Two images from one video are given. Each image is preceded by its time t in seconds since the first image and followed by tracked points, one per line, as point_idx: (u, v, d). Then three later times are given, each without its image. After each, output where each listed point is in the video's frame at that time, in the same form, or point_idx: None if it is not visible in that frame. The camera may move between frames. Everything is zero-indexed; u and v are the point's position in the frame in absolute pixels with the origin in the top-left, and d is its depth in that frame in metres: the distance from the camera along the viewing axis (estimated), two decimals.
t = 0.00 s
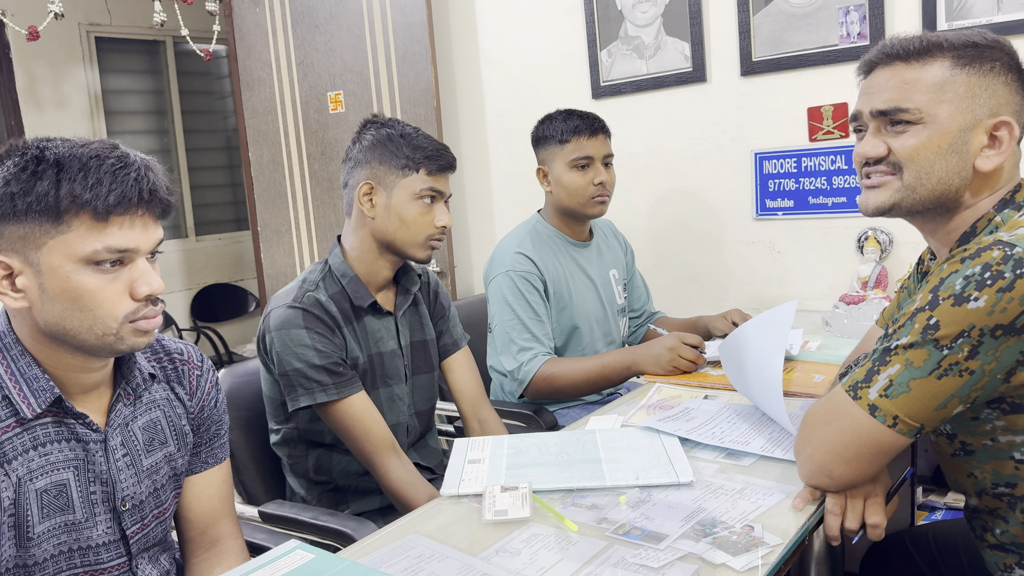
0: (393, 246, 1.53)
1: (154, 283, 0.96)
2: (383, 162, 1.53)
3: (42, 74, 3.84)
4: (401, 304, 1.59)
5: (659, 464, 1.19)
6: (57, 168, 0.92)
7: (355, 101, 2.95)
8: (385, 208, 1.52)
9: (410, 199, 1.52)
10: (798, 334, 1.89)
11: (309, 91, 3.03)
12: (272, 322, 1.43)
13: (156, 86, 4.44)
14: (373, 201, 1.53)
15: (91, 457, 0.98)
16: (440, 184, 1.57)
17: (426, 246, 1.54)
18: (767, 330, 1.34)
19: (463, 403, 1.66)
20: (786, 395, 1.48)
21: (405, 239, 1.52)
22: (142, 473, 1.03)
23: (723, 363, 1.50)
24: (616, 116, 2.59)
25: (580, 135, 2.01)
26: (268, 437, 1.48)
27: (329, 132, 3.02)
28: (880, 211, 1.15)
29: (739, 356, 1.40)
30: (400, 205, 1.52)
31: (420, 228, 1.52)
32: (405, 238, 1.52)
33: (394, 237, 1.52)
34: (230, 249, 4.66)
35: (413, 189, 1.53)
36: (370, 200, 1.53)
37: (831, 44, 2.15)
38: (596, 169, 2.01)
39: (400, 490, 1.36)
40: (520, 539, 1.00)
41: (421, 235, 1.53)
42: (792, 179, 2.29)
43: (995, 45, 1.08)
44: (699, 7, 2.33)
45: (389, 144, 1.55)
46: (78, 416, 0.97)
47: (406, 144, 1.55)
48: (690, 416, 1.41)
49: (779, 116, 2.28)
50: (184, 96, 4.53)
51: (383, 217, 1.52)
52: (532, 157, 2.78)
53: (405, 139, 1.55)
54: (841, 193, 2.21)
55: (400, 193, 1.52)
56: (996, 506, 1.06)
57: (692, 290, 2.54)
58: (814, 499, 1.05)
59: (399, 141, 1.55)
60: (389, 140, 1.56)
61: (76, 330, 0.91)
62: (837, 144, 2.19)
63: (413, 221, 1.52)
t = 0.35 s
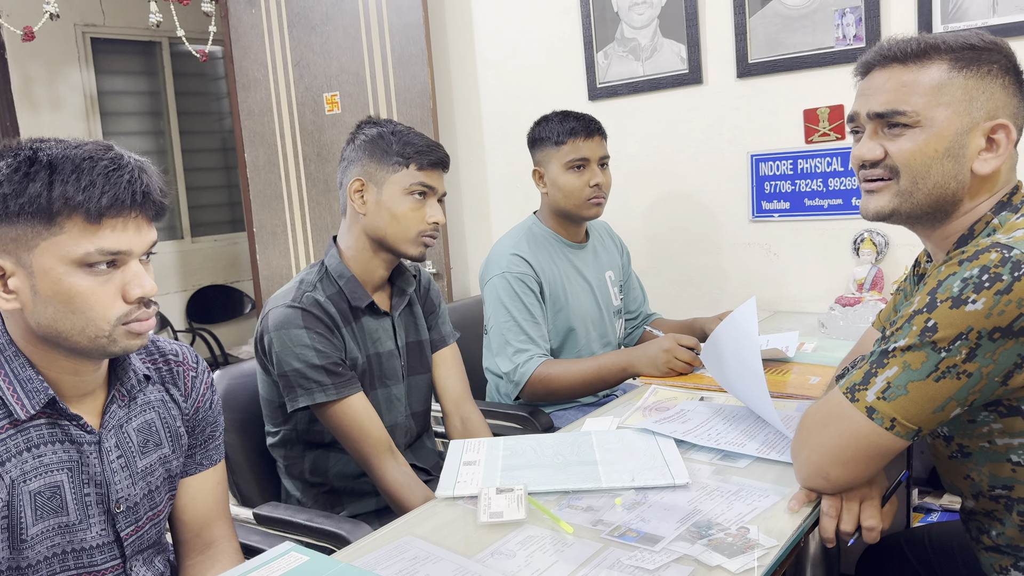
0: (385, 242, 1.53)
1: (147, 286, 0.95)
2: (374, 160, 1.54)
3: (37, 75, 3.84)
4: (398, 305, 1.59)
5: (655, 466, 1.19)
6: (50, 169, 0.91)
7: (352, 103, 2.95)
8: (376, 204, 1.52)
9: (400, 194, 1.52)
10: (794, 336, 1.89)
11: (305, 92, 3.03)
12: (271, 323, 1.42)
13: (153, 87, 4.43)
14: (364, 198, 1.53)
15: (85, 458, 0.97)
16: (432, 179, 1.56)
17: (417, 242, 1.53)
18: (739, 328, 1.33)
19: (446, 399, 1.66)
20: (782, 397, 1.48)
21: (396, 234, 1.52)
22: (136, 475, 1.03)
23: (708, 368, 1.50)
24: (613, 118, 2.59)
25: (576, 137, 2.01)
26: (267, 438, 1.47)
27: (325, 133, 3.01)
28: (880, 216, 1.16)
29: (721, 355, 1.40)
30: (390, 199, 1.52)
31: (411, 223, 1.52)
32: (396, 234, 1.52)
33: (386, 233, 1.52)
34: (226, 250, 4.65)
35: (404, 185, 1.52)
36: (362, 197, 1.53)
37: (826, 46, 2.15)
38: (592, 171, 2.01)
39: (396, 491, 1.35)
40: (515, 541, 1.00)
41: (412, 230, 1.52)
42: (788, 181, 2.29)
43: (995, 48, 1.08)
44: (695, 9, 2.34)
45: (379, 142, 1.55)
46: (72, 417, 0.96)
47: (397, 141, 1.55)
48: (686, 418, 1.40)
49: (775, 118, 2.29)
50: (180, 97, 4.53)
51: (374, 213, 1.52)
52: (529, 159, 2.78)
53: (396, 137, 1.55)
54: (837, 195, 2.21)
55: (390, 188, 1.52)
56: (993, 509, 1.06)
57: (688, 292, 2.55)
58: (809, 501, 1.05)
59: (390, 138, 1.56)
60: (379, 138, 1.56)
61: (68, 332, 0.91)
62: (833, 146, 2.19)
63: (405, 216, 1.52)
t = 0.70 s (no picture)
0: (381, 240, 1.53)
1: (144, 283, 0.95)
2: (370, 159, 1.54)
3: (34, 75, 3.83)
4: (396, 305, 1.59)
5: (653, 465, 1.19)
6: (46, 167, 0.91)
7: (349, 103, 2.95)
8: (372, 203, 1.52)
9: (396, 193, 1.52)
10: (791, 336, 1.89)
11: (303, 92, 3.02)
12: (271, 325, 1.42)
13: (150, 87, 4.42)
14: (360, 196, 1.53)
15: (82, 457, 0.97)
16: (429, 176, 1.56)
17: (414, 241, 1.53)
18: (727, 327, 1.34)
19: (440, 398, 1.65)
20: (780, 396, 1.48)
21: (392, 233, 1.52)
22: (134, 473, 1.03)
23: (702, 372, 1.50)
24: (611, 118, 2.59)
25: (574, 136, 2.01)
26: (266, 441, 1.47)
27: (323, 133, 3.01)
28: (876, 214, 1.16)
29: (713, 356, 1.41)
30: (387, 198, 1.52)
31: (407, 221, 1.52)
32: (392, 232, 1.52)
33: (383, 231, 1.52)
34: (223, 251, 4.65)
35: (400, 183, 1.52)
36: (358, 195, 1.54)
37: (825, 47, 2.15)
38: (590, 170, 2.01)
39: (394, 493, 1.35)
40: (513, 540, 1.00)
41: (409, 228, 1.52)
42: (786, 181, 2.29)
43: (996, 48, 1.08)
44: (693, 9, 2.34)
45: (374, 140, 1.55)
46: (70, 416, 0.96)
47: (392, 139, 1.54)
48: (684, 418, 1.40)
49: (773, 118, 2.29)
50: (177, 96, 4.52)
51: (371, 211, 1.52)
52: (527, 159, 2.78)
53: (392, 136, 1.55)
54: (834, 195, 2.21)
55: (386, 187, 1.52)
56: (991, 508, 1.06)
57: (685, 292, 2.55)
58: (807, 501, 1.05)
59: (385, 136, 1.55)
60: (374, 137, 1.55)
61: (65, 329, 0.91)
62: (831, 146, 2.19)
63: (401, 214, 1.51)
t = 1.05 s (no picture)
0: (380, 238, 1.53)
1: (140, 280, 0.95)
2: (368, 157, 1.53)
3: (33, 74, 3.83)
4: (396, 303, 1.59)
5: (652, 464, 1.19)
6: (41, 164, 0.91)
7: (348, 102, 2.94)
8: (371, 201, 1.52)
9: (394, 190, 1.52)
10: (790, 336, 1.89)
11: (302, 91, 3.02)
12: (273, 324, 1.42)
13: (148, 86, 4.42)
14: (358, 194, 1.53)
15: (80, 455, 0.97)
16: (427, 174, 1.56)
17: (412, 239, 1.53)
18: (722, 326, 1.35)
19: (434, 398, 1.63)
20: (778, 396, 1.48)
21: (390, 231, 1.52)
22: (131, 472, 1.02)
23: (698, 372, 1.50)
24: (609, 118, 2.59)
25: (572, 136, 2.01)
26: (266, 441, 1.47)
27: (322, 133, 3.01)
28: (877, 218, 1.16)
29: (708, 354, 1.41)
30: (384, 196, 1.52)
31: (405, 219, 1.52)
32: (390, 230, 1.51)
33: (381, 229, 1.52)
34: (222, 250, 4.64)
35: (398, 181, 1.52)
36: (356, 193, 1.54)
37: (823, 47, 2.16)
38: (588, 170, 2.01)
39: (392, 493, 1.35)
40: (512, 539, 1.00)
41: (407, 226, 1.52)
42: (785, 181, 2.29)
43: (990, 46, 1.08)
44: (692, 9, 2.34)
45: (372, 138, 1.55)
46: (67, 414, 0.96)
47: (390, 137, 1.54)
48: (683, 417, 1.40)
49: (772, 118, 2.29)
50: (176, 96, 4.51)
51: (369, 210, 1.52)
52: (526, 159, 2.77)
53: (390, 133, 1.54)
54: (833, 195, 2.21)
55: (384, 185, 1.52)
56: (990, 507, 1.06)
57: (684, 293, 2.55)
58: (806, 500, 1.05)
59: (382, 134, 1.55)
60: (372, 135, 1.55)
61: (62, 327, 0.90)
62: (829, 146, 2.19)
63: (400, 212, 1.51)
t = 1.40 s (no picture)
0: (380, 236, 1.53)
1: (139, 281, 0.95)
2: (368, 154, 1.54)
3: (32, 74, 3.83)
4: (397, 302, 1.59)
5: (651, 463, 1.19)
6: (41, 164, 0.91)
7: (347, 101, 2.94)
8: (371, 198, 1.52)
9: (394, 187, 1.52)
10: (789, 335, 1.89)
11: (301, 90, 3.02)
12: (276, 321, 1.42)
13: (148, 85, 4.41)
14: (359, 191, 1.54)
15: (79, 454, 0.97)
16: (427, 171, 1.56)
17: (413, 235, 1.53)
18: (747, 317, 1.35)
19: (437, 398, 1.64)
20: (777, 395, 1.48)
21: (391, 228, 1.52)
22: (131, 471, 1.02)
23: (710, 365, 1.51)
24: (608, 118, 2.59)
25: (571, 136, 2.01)
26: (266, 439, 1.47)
27: (321, 132, 3.01)
28: (871, 223, 1.16)
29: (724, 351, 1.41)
30: (385, 193, 1.52)
31: (405, 216, 1.52)
32: (391, 227, 1.52)
33: (382, 227, 1.52)
34: (221, 250, 4.64)
35: (398, 178, 1.52)
36: (357, 191, 1.54)
37: (823, 46, 2.16)
38: (588, 169, 2.01)
39: (391, 493, 1.36)
40: (511, 538, 1.00)
41: (408, 223, 1.52)
42: (784, 181, 2.29)
43: (977, 48, 1.08)
44: (691, 9, 2.34)
45: (373, 136, 1.55)
46: (67, 413, 0.96)
47: (390, 134, 1.54)
48: (682, 416, 1.40)
49: (771, 118, 2.29)
50: (175, 95, 4.51)
51: (370, 207, 1.52)
52: (525, 158, 2.78)
53: (390, 131, 1.55)
54: (832, 195, 2.22)
55: (384, 182, 1.52)
56: (989, 506, 1.06)
57: (683, 292, 2.55)
58: (805, 499, 1.05)
59: (382, 132, 1.54)
60: (373, 132, 1.55)
61: (61, 327, 0.91)
62: (828, 146, 2.20)
63: (400, 209, 1.51)
